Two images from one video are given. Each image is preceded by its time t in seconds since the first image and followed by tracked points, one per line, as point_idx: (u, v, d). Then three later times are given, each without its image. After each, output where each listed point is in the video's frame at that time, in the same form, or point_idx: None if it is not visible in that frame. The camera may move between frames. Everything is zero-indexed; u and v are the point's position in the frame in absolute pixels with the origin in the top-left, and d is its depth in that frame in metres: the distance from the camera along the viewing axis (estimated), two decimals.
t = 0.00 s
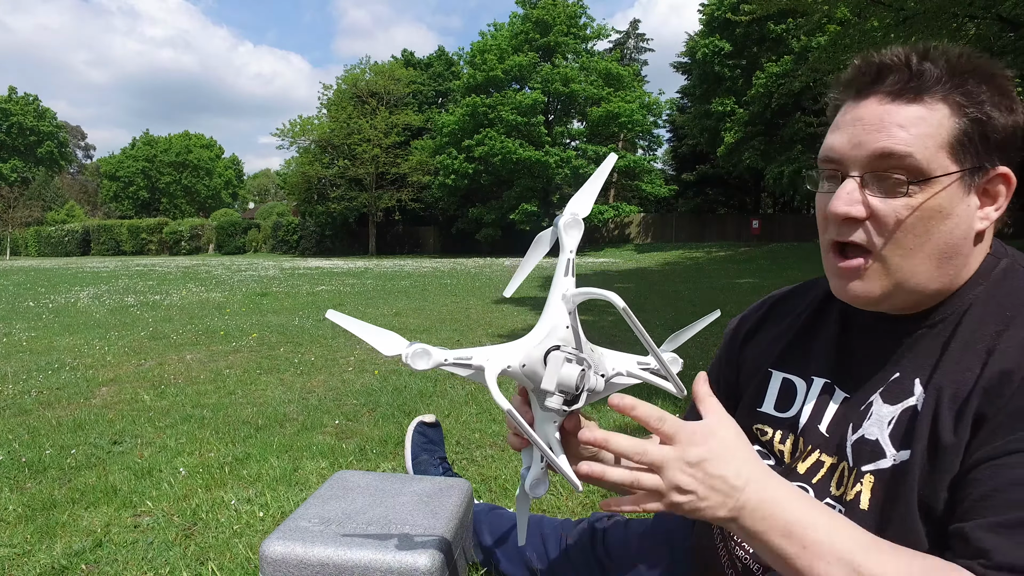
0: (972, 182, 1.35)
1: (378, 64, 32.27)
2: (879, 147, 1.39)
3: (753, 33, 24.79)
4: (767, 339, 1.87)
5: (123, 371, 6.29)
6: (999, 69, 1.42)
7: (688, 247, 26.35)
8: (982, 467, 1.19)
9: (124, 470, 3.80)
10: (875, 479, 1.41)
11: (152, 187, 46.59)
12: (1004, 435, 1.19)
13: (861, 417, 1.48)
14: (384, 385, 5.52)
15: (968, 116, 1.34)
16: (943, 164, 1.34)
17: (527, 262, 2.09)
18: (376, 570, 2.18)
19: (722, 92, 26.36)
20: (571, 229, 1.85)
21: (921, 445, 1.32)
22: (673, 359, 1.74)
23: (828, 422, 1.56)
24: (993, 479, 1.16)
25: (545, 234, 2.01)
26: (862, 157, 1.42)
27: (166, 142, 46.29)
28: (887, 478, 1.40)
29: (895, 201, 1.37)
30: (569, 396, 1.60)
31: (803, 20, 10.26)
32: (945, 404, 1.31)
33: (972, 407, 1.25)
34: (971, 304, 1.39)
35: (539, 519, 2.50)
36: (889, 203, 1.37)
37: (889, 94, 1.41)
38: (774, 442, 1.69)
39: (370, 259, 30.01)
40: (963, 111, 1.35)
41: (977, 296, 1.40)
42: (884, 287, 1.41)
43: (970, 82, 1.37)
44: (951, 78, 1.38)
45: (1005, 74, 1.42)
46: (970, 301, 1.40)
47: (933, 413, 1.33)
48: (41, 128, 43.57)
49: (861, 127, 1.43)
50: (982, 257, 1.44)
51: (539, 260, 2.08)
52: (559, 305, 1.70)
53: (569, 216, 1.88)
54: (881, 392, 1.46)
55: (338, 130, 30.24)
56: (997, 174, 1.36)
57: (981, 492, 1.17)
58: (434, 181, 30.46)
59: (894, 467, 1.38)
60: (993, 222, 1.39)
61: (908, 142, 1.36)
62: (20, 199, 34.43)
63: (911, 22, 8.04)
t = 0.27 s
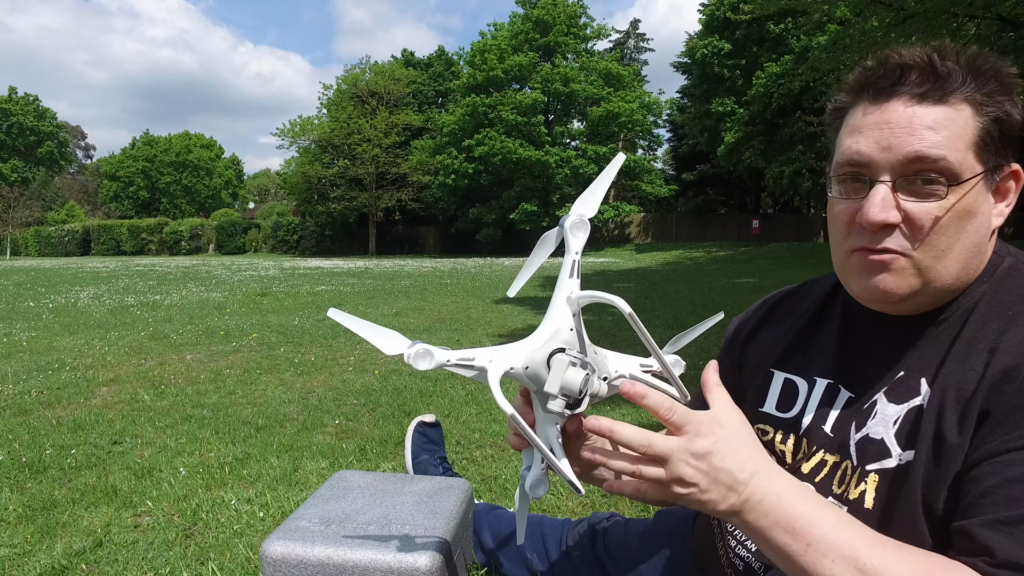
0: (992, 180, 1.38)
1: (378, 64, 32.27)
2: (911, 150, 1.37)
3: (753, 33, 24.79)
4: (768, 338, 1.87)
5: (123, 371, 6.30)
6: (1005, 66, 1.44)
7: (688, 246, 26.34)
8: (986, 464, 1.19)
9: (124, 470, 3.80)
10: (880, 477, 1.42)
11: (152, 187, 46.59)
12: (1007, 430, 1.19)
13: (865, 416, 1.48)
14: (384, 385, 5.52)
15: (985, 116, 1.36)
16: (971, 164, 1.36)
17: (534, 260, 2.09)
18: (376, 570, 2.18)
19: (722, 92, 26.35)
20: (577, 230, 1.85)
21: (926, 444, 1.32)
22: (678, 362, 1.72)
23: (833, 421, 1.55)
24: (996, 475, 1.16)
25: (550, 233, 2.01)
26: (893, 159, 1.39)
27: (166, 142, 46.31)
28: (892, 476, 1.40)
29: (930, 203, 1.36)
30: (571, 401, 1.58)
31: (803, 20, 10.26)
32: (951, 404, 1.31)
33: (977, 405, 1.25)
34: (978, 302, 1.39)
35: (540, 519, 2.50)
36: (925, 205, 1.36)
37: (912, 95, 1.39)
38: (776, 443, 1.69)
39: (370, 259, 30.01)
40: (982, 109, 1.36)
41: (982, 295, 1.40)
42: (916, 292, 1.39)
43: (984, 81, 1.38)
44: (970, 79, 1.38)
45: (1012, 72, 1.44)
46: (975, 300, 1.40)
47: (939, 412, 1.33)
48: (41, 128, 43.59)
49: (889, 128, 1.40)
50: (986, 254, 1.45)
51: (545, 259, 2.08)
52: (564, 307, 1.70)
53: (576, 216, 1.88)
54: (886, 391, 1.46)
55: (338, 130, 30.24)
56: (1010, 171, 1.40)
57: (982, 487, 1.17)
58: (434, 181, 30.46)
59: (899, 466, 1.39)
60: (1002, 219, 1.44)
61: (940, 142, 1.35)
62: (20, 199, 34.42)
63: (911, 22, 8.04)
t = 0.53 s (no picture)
0: (993, 178, 1.38)
1: (378, 64, 32.28)
2: (911, 148, 1.37)
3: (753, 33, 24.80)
4: (769, 337, 1.87)
5: (123, 371, 6.30)
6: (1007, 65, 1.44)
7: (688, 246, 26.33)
8: (991, 471, 1.19)
9: (124, 470, 3.80)
10: (883, 479, 1.42)
11: (152, 187, 46.60)
12: (1013, 435, 1.19)
13: (869, 417, 1.48)
14: (384, 385, 5.52)
15: (986, 113, 1.37)
16: (972, 162, 1.36)
17: (527, 261, 2.09)
18: (376, 570, 2.19)
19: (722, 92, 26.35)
20: (570, 230, 1.85)
21: (929, 446, 1.33)
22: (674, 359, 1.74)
23: (834, 421, 1.55)
24: (1005, 483, 1.15)
25: (543, 233, 2.01)
26: (893, 157, 1.40)
27: (166, 142, 46.33)
28: (895, 478, 1.40)
29: (932, 199, 1.36)
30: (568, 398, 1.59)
31: (803, 20, 10.26)
32: (955, 405, 1.31)
33: (979, 407, 1.26)
34: (981, 302, 1.39)
35: (540, 519, 2.50)
36: (927, 202, 1.36)
37: (912, 93, 1.40)
38: (777, 443, 1.69)
39: (371, 259, 30.01)
40: (982, 107, 1.37)
41: (985, 294, 1.40)
42: (917, 290, 1.39)
43: (980, 80, 1.38)
44: (968, 77, 1.39)
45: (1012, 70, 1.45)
46: (976, 301, 1.41)
47: (942, 413, 1.33)
48: (41, 128, 43.60)
49: (891, 125, 1.40)
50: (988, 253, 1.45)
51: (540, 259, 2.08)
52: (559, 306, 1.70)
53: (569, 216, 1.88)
54: (888, 391, 1.47)
55: (338, 130, 30.25)
56: (1010, 169, 1.40)
57: (992, 497, 1.17)
58: (434, 181, 30.46)
59: (903, 468, 1.39)
60: (1004, 218, 1.43)
61: (940, 140, 1.35)
62: (20, 199, 34.43)
63: (911, 22, 8.04)
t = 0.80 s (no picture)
0: (992, 179, 1.37)
1: (378, 64, 32.27)
2: (908, 150, 1.38)
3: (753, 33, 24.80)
4: (770, 338, 1.86)
5: (123, 371, 6.30)
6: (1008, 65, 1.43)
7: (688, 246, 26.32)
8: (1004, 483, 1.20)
9: (125, 470, 3.80)
10: (886, 481, 1.41)
11: (152, 187, 46.60)
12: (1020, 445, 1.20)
13: (870, 419, 1.48)
14: (385, 385, 5.52)
15: (986, 114, 1.36)
16: (969, 164, 1.35)
17: (524, 256, 2.10)
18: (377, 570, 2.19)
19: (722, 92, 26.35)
20: (567, 221, 1.87)
21: (932, 450, 1.33)
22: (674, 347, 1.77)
23: (833, 422, 1.55)
24: (1015, 496, 1.20)
25: (542, 226, 2.01)
26: (889, 160, 1.40)
27: (166, 142, 46.34)
28: (898, 482, 1.39)
29: (929, 202, 1.36)
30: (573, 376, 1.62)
31: (802, 19, 10.25)
32: (958, 408, 1.32)
33: (981, 411, 1.27)
34: (981, 303, 1.39)
35: (540, 518, 2.48)
36: (924, 205, 1.36)
37: (909, 95, 1.40)
38: (777, 443, 1.68)
39: (371, 259, 30.00)
40: (981, 109, 1.36)
41: (987, 294, 1.40)
42: (914, 292, 1.39)
43: (975, 81, 1.38)
44: (961, 80, 1.39)
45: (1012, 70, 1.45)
46: (977, 302, 1.40)
47: (945, 416, 1.33)
48: (41, 128, 43.60)
49: (888, 128, 1.41)
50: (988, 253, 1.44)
51: (535, 257, 2.10)
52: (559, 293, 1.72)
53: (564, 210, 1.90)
54: (891, 392, 1.46)
55: (338, 130, 30.26)
56: (1010, 169, 1.39)
57: (1004, 510, 1.21)
58: (434, 181, 30.45)
59: (906, 471, 1.38)
60: (1004, 217, 1.42)
61: (936, 143, 1.36)
62: (20, 199, 34.45)
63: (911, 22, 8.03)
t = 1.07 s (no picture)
0: (987, 179, 1.35)
1: (378, 64, 32.27)
2: (895, 149, 1.38)
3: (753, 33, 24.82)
4: (770, 337, 1.87)
5: (123, 371, 6.30)
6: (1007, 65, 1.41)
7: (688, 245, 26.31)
8: (993, 485, 1.21)
9: (125, 470, 3.80)
10: (883, 483, 1.41)
11: (152, 187, 46.61)
12: (1013, 448, 1.20)
13: (866, 420, 1.48)
14: (385, 385, 5.52)
15: (981, 114, 1.35)
16: (958, 163, 1.34)
17: (520, 252, 2.08)
18: (377, 570, 2.19)
19: (722, 92, 26.35)
20: (563, 216, 1.87)
21: (926, 452, 1.33)
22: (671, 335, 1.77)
23: (830, 421, 1.56)
24: (1002, 500, 1.19)
25: (537, 222, 2.00)
26: (875, 158, 1.41)
27: (166, 142, 46.36)
28: (894, 483, 1.39)
29: (913, 200, 1.36)
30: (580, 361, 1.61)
31: (802, 19, 10.25)
32: (951, 409, 1.32)
33: (975, 413, 1.27)
34: (978, 307, 1.39)
35: (540, 518, 2.50)
36: (906, 203, 1.36)
37: (900, 94, 1.41)
38: (777, 442, 1.68)
39: (370, 259, 30.00)
40: (976, 109, 1.35)
41: (984, 297, 1.39)
42: (895, 287, 1.39)
43: (973, 82, 1.37)
44: (956, 79, 1.38)
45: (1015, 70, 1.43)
46: (973, 304, 1.40)
47: (940, 419, 1.34)
48: (41, 128, 43.65)
49: (877, 126, 1.42)
50: (985, 256, 1.43)
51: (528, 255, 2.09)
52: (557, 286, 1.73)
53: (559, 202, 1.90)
54: (887, 393, 1.46)
55: (338, 130, 30.27)
56: (1008, 170, 1.36)
57: (993, 513, 1.20)
58: (434, 181, 30.46)
59: (902, 473, 1.38)
60: (1004, 219, 1.39)
61: (923, 142, 1.36)
62: (20, 199, 34.45)
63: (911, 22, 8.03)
